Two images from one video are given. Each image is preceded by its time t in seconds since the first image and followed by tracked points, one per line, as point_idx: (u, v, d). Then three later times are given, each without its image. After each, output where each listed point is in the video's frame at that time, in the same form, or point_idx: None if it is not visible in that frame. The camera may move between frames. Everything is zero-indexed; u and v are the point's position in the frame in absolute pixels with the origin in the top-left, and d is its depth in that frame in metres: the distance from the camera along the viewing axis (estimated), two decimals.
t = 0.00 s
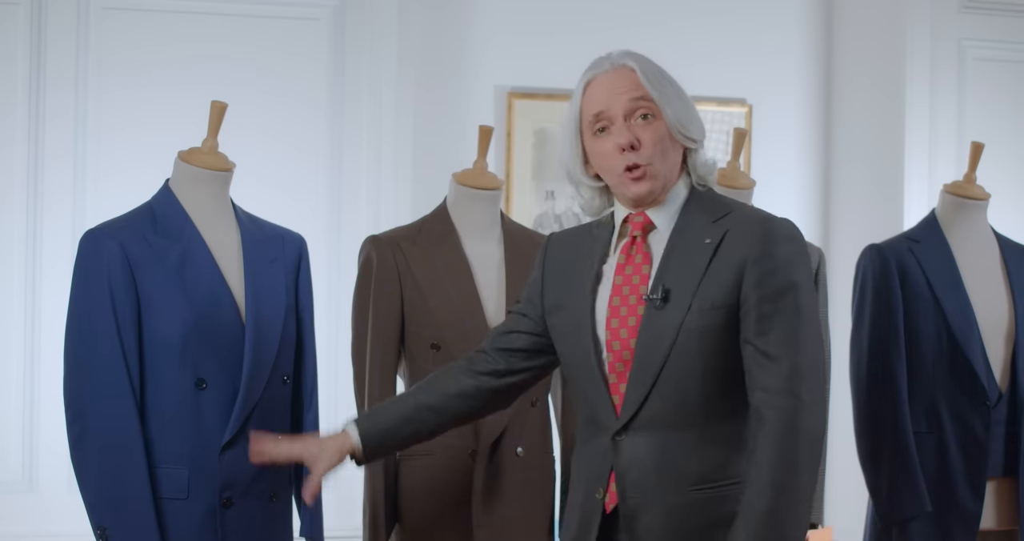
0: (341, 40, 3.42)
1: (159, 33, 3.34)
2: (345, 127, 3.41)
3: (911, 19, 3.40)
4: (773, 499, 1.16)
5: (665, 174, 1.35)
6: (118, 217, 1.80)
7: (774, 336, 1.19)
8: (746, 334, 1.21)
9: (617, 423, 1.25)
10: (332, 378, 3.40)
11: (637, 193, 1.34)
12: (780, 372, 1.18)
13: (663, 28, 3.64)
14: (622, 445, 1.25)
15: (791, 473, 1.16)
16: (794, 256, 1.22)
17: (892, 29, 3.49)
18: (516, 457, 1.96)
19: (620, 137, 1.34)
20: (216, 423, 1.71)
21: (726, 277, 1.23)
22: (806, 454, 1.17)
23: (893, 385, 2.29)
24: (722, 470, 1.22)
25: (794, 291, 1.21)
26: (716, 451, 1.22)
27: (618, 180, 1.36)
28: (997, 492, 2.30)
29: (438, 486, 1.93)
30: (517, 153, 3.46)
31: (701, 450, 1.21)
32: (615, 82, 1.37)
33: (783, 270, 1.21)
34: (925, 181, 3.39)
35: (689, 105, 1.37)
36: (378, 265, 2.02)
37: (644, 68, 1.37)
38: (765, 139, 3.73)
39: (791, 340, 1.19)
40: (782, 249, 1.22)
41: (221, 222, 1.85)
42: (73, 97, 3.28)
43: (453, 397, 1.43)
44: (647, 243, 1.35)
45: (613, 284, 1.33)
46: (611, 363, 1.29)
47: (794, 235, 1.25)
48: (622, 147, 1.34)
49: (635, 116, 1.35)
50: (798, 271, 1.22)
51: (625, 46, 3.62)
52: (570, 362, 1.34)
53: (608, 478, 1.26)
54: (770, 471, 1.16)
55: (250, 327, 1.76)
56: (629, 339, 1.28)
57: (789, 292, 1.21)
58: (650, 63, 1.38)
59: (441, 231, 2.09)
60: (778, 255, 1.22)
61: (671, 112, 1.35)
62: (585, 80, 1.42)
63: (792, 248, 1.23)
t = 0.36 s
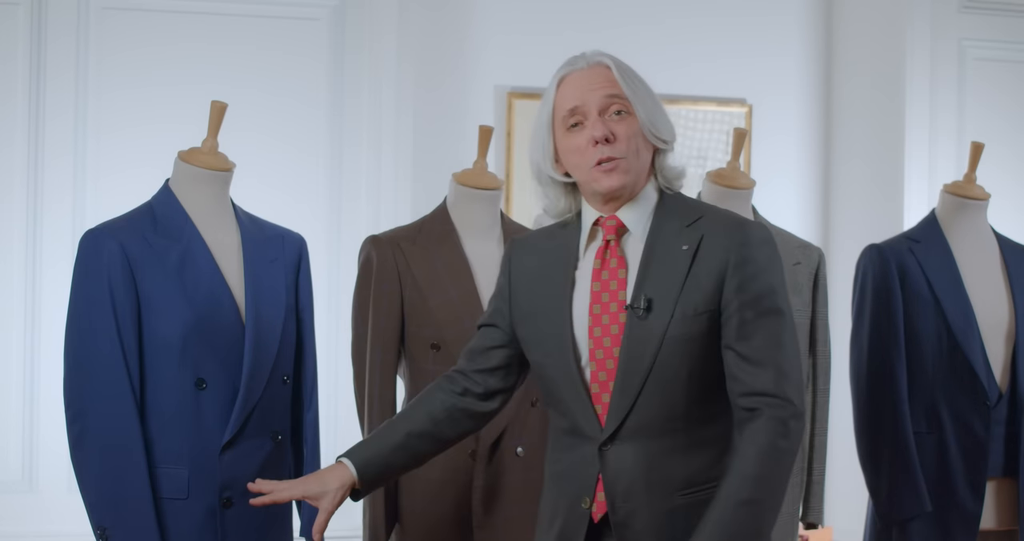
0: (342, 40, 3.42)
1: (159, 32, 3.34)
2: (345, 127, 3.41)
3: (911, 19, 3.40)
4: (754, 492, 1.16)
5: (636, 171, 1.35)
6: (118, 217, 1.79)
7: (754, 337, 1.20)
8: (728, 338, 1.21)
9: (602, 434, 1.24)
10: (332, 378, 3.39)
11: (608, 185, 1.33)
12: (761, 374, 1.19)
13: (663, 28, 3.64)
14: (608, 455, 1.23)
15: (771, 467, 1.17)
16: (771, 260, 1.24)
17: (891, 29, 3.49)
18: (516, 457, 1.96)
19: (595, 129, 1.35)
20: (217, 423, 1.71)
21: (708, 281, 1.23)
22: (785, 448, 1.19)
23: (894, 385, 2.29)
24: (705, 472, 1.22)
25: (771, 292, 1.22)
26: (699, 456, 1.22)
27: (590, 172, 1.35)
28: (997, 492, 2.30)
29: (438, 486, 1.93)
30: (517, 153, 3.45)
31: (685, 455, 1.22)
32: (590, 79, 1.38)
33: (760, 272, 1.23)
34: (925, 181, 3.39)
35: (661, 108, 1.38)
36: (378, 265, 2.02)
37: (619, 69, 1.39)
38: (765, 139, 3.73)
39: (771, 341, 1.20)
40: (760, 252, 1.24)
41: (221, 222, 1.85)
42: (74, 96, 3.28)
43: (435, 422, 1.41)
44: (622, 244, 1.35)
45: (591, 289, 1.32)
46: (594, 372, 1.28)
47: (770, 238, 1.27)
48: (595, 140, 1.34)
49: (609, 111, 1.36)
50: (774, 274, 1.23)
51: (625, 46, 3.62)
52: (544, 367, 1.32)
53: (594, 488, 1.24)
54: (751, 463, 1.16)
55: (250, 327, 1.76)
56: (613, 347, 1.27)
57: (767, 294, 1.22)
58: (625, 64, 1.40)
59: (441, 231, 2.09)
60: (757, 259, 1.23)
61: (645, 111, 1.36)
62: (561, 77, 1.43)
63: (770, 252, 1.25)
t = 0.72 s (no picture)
0: (341, 40, 3.42)
1: (159, 33, 3.34)
2: (345, 127, 3.41)
3: (911, 19, 3.40)
4: (718, 481, 1.20)
5: (614, 162, 1.36)
6: (118, 217, 1.80)
7: (724, 333, 1.24)
8: (700, 335, 1.26)
9: (572, 425, 1.26)
10: (332, 378, 3.39)
11: (587, 173, 1.34)
12: (730, 368, 1.23)
13: (663, 28, 3.64)
14: (577, 446, 1.26)
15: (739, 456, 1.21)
16: (742, 261, 1.29)
17: (891, 29, 3.49)
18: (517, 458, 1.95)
19: (577, 118, 1.36)
20: (217, 423, 1.71)
21: (682, 279, 1.27)
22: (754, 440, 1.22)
23: (893, 385, 2.29)
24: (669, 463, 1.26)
25: (742, 289, 1.27)
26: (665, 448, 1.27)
27: (569, 160, 1.36)
28: (997, 492, 2.30)
29: (439, 485, 1.93)
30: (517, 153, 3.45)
31: (652, 446, 1.26)
32: (575, 69, 1.39)
33: (731, 271, 1.27)
34: (925, 181, 3.39)
35: (641, 104, 1.40)
36: (378, 265, 2.02)
37: (604, 62, 1.41)
38: (764, 139, 3.73)
39: (739, 337, 1.25)
40: (732, 252, 1.28)
41: (221, 222, 1.85)
42: (73, 96, 3.28)
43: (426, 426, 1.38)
44: (596, 237, 1.37)
45: (565, 281, 1.34)
46: (565, 363, 1.30)
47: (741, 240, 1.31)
48: (577, 127, 1.35)
49: (593, 101, 1.38)
50: (745, 274, 1.28)
51: (625, 46, 3.62)
52: (516, 355, 1.33)
53: (562, 477, 1.26)
54: (701, 438, 1.19)
55: (250, 326, 1.76)
56: (586, 338, 1.29)
57: (739, 291, 1.26)
58: (609, 59, 1.42)
59: (441, 231, 2.09)
60: (730, 258, 1.28)
61: (627, 103, 1.38)
62: (544, 66, 1.44)
63: (741, 252, 1.29)
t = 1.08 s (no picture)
0: (341, 40, 3.42)
1: (159, 33, 3.34)
2: (345, 127, 3.41)
3: (911, 19, 3.40)
4: (709, 464, 1.19)
5: (611, 152, 1.38)
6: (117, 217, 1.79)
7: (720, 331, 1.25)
8: (695, 334, 1.26)
9: (563, 417, 1.26)
10: (332, 378, 3.39)
11: (584, 156, 1.36)
12: (728, 364, 1.24)
13: (662, 28, 3.64)
14: (566, 438, 1.25)
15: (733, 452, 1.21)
16: (735, 265, 1.31)
17: (890, 29, 3.49)
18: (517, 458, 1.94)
19: (576, 104, 1.38)
20: (217, 423, 1.71)
21: (678, 277, 1.29)
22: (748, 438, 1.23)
23: (894, 384, 2.28)
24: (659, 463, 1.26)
25: (736, 293, 1.28)
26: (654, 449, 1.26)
27: (565, 144, 1.38)
28: (997, 492, 2.30)
29: (439, 485, 1.93)
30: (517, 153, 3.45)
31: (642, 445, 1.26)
32: (578, 62, 1.43)
33: (728, 271, 1.29)
34: (925, 181, 3.39)
35: (642, 105, 1.43)
36: (378, 265, 2.02)
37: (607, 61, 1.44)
38: (764, 139, 3.73)
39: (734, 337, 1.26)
40: (727, 253, 1.30)
41: (221, 222, 1.85)
42: (73, 96, 3.28)
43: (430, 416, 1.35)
44: (592, 232, 1.37)
45: (560, 274, 1.34)
46: (557, 355, 1.30)
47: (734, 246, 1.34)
48: (576, 111, 1.38)
49: (593, 91, 1.40)
50: (739, 277, 1.30)
51: (625, 46, 3.62)
52: (506, 347, 1.33)
53: (552, 470, 1.25)
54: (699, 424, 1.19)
55: (250, 326, 1.76)
56: (579, 330, 1.30)
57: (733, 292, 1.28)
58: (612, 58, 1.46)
59: (441, 232, 2.09)
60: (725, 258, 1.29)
61: (626, 99, 1.41)
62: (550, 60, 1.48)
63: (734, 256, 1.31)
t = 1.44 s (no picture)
0: (341, 39, 3.42)
1: (158, 33, 3.34)
2: (345, 127, 3.41)
3: (911, 19, 3.40)
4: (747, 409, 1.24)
5: (637, 148, 1.39)
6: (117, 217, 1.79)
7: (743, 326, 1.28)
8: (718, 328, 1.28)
9: (581, 409, 1.26)
10: (332, 377, 3.39)
11: (608, 148, 1.37)
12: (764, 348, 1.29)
13: (662, 27, 3.64)
14: (585, 432, 1.26)
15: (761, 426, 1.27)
16: (755, 267, 1.33)
17: (891, 29, 3.49)
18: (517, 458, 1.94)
19: (607, 97, 1.40)
20: (216, 423, 1.71)
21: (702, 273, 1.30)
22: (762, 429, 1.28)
23: (894, 384, 2.28)
24: (678, 460, 1.26)
25: (756, 293, 1.31)
26: (675, 444, 1.26)
27: (591, 134, 1.39)
28: (997, 492, 2.30)
29: (439, 485, 1.94)
30: (517, 153, 3.45)
31: (663, 439, 1.26)
32: (616, 60, 1.45)
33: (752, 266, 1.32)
34: (925, 181, 3.39)
35: (676, 109, 1.43)
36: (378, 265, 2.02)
37: (647, 64, 1.46)
38: (764, 139, 3.73)
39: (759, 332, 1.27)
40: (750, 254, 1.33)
41: (220, 222, 1.85)
42: (73, 96, 3.28)
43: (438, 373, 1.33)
44: (615, 227, 1.37)
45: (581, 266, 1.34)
46: (577, 346, 1.30)
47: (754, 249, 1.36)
48: (606, 104, 1.39)
49: (627, 88, 1.42)
50: (758, 278, 1.33)
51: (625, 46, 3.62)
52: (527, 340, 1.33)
53: (572, 462, 1.25)
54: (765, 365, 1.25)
55: (250, 326, 1.76)
56: (600, 323, 1.29)
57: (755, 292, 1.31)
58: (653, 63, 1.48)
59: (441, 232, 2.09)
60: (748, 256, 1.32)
61: (660, 98, 1.42)
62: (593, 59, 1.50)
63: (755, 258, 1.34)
